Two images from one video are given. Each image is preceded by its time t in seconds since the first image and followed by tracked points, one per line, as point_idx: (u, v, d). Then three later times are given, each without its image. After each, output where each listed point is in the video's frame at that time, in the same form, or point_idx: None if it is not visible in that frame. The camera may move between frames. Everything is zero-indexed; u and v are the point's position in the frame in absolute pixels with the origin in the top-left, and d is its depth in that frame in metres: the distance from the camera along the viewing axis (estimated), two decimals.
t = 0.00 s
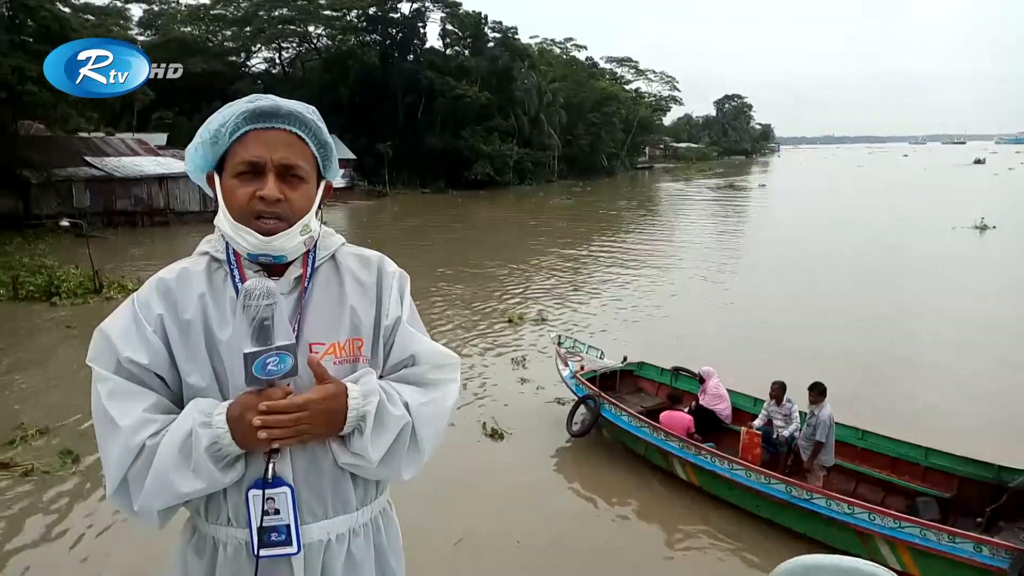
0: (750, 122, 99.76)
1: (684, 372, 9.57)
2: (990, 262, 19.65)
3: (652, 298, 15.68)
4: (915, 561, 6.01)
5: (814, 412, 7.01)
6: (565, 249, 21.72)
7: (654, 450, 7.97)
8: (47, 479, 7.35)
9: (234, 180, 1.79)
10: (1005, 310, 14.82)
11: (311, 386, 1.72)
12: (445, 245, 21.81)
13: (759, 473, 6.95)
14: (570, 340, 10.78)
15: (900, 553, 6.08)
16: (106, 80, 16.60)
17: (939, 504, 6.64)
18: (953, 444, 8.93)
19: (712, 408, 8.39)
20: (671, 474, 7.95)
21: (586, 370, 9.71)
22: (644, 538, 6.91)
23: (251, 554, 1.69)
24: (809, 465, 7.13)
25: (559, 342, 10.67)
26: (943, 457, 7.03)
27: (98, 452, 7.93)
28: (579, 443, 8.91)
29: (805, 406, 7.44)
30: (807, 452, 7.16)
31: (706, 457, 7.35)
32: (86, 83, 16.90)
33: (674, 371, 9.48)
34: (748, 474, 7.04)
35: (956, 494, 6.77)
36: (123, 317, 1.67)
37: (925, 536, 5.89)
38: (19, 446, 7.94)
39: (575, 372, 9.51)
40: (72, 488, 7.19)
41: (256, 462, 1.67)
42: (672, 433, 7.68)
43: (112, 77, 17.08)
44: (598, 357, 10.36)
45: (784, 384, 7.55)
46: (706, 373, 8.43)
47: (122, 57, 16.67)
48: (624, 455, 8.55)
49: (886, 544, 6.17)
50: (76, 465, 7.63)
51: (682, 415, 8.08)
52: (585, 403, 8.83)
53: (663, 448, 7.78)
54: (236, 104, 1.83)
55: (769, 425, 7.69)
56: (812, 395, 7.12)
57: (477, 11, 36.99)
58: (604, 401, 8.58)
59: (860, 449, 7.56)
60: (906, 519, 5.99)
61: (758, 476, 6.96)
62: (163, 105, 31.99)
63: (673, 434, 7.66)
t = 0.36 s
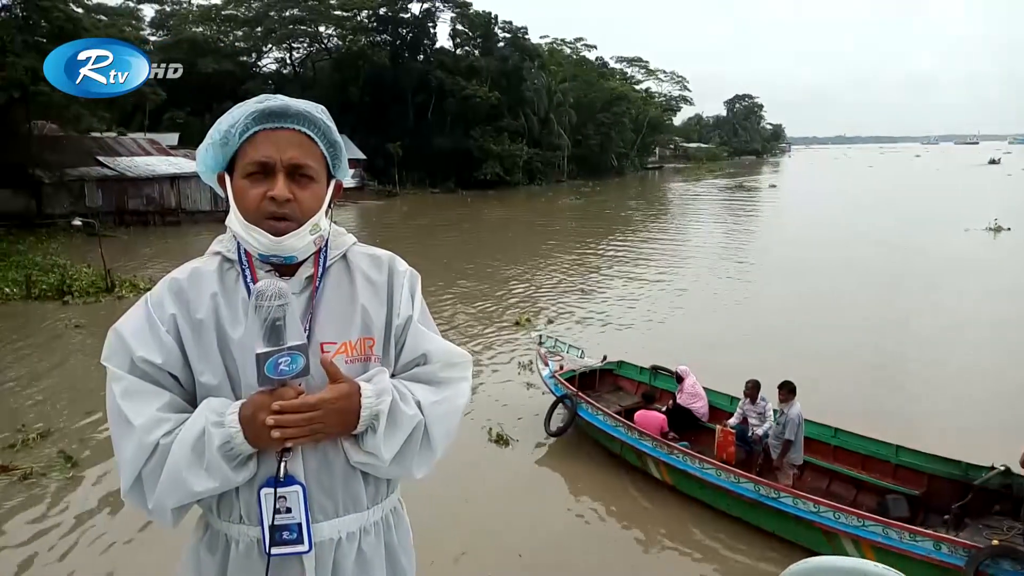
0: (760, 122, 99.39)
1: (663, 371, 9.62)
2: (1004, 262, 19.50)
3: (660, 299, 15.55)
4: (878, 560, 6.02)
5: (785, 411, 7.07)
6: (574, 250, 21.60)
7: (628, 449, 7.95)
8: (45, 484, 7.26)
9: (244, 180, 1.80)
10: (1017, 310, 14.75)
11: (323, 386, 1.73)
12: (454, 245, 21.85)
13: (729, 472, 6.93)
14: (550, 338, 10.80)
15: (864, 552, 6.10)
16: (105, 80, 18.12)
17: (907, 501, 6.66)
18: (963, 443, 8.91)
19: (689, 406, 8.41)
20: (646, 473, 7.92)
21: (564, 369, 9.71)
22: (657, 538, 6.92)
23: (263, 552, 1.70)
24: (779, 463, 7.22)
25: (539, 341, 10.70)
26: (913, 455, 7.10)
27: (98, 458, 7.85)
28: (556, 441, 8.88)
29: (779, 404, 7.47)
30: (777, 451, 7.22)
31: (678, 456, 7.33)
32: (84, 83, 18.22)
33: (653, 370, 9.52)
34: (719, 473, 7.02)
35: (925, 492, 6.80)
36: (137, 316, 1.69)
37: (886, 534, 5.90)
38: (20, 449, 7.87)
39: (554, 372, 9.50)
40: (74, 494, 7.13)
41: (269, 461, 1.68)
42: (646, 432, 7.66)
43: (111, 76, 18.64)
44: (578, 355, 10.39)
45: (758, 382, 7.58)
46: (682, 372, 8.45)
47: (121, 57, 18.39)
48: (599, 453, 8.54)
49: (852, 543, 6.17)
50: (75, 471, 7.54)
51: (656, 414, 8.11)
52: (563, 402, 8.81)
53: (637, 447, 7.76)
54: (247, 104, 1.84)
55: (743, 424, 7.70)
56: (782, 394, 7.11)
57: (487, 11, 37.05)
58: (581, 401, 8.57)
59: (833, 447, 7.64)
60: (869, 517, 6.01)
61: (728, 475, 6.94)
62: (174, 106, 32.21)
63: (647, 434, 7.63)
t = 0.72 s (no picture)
0: (770, 122, 98.94)
1: (642, 370, 9.70)
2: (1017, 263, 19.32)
3: (668, 301, 15.39)
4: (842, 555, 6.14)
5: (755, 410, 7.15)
6: (581, 251, 21.42)
7: (603, 448, 8.01)
8: (48, 485, 7.24)
9: (254, 180, 1.81)
10: None
11: (332, 385, 1.73)
12: (462, 245, 21.85)
13: (699, 470, 6.97)
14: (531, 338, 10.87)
15: (829, 547, 6.20)
16: (106, 81, 17.21)
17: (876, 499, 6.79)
18: (969, 444, 8.90)
19: (665, 405, 8.45)
20: (620, 471, 7.97)
21: (543, 369, 9.78)
22: (666, 539, 6.92)
23: (273, 550, 1.71)
24: (749, 461, 7.27)
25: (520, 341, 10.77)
26: (881, 452, 7.22)
27: (105, 457, 7.88)
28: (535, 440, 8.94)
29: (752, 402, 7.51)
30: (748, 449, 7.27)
31: (651, 454, 7.38)
32: (85, 84, 17.35)
33: (631, 369, 9.60)
34: (689, 471, 7.06)
35: (895, 490, 6.96)
36: (149, 314, 1.71)
37: (850, 530, 6.00)
38: (20, 452, 7.82)
39: (534, 371, 9.59)
40: (80, 494, 7.13)
41: (279, 460, 1.68)
42: (620, 431, 7.73)
43: (112, 76, 17.60)
44: (559, 355, 10.44)
45: (732, 381, 7.67)
46: (659, 371, 8.49)
47: (122, 57, 17.57)
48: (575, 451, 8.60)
49: (816, 539, 6.27)
50: (74, 475, 7.48)
51: (630, 412, 8.15)
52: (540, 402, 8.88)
53: (611, 445, 7.82)
54: (257, 104, 1.85)
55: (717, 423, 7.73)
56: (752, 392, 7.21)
57: (496, 11, 37.04)
58: (558, 400, 8.65)
59: (806, 446, 7.73)
60: (833, 514, 6.11)
61: (698, 473, 6.98)
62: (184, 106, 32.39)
63: (621, 432, 7.70)
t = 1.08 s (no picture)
0: (777, 122, 98.75)
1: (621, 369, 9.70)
2: None
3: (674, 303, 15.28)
4: (810, 552, 6.12)
5: (726, 407, 7.14)
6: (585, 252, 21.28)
7: (578, 445, 7.97)
8: (41, 489, 7.11)
9: (260, 179, 1.81)
10: None
11: (338, 382, 1.74)
12: (468, 245, 21.88)
13: (671, 466, 6.92)
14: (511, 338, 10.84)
15: (797, 544, 6.17)
16: (106, 80, 17.10)
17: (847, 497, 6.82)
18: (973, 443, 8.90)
19: (643, 404, 8.45)
20: (594, 468, 7.92)
21: (522, 367, 9.76)
22: (676, 534, 6.92)
23: (277, 546, 1.71)
24: (723, 459, 7.21)
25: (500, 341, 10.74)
26: (853, 450, 7.18)
27: (114, 454, 7.97)
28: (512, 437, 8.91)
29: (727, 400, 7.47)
30: (720, 446, 7.26)
31: (625, 451, 7.33)
32: (85, 83, 17.18)
33: (610, 369, 9.59)
34: (662, 467, 7.01)
35: (866, 488, 6.96)
36: (155, 311, 1.72)
37: (816, 526, 6.00)
38: (12, 457, 7.68)
39: (512, 369, 9.57)
40: (79, 495, 7.09)
41: (283, 458, 1.69)
42: (595, 428, 7.68)
43: (112, 76, 17.54)
44: (539, 353, 10.41)
45: (707, 380, 7.64)
46: (636, 370, 8.48)
47: (122, 57, 17.51)
48: (551, 448, 8.59)
49: (784, 534, 6.24)
50: (65, 483, 7.29)
51: (605, 411, 8.18)
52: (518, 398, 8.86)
53: (587, 442, 7.77)
54: (262, 104, 1.85)
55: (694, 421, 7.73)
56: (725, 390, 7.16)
57: (502, 11, 37.07)
58: (535, 397, 8.62)
59: (780, 444, 7.71)
60: (801, 510, 6.09)
61: (671, 469, 6.94)
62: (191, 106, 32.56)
63: (596, 429, 7.65)
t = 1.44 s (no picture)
0: (782, 122, 98.54)
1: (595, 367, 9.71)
2: None
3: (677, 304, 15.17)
4: (769, 546, 6.17)
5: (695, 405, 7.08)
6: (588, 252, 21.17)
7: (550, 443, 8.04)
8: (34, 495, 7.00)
9: (262, 180, 1.81)
10: None
11: (343, 381, 1.74)
12: (473, 245, 21.89)
13: (639, 463, 6.98)
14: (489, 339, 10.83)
15: (758, 538, 6.21)
16: (106, 81, 16.71)
17: (812, 493, 6.86)
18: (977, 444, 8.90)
19: (615, 403, 8.43)
20: (565, 465, 7.98)
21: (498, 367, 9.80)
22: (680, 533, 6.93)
23: (281, 546, 1.71)
24: (691, 455, 7.26)
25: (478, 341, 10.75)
26: (820, 447, 7.23)
27: (121, 452, 8.03)
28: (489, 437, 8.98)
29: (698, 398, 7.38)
30: (689, 443, 7.26)
31: (593, 448, 7.41)
32: (85, 84, 16.87)
33: (584, 367, 9.59)
34: (629, 465, 7.07)
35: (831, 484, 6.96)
36: (158, 311, 1.72)
37: (776, 520, 6.04)
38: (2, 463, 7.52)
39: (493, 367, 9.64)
40: (80, 497, 7.08)
41: (287, 456, 1.69)
42: (566, 426, 7.76)
43: (112, 76, 17.19)
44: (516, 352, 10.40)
45: (678, 377, 7.55)
46: (609, 368, 8.49)
47: (122, 56, 17.11)
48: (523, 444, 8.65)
49: (745, 530, 6.28)
50: (56, 489, 7.15)
51: (577, 408, 8.28)
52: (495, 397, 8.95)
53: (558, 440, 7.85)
54: (265, 105, 1.85)
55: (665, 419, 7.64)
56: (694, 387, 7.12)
57: (507, 11, 37.08)
58: (509, 395, 8.69)
59: (749, 442, 7.78)
60: (761, 505, 6.13)
61: (637, 466, 7.01)
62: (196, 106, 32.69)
63: (566, 426, 7.73)
